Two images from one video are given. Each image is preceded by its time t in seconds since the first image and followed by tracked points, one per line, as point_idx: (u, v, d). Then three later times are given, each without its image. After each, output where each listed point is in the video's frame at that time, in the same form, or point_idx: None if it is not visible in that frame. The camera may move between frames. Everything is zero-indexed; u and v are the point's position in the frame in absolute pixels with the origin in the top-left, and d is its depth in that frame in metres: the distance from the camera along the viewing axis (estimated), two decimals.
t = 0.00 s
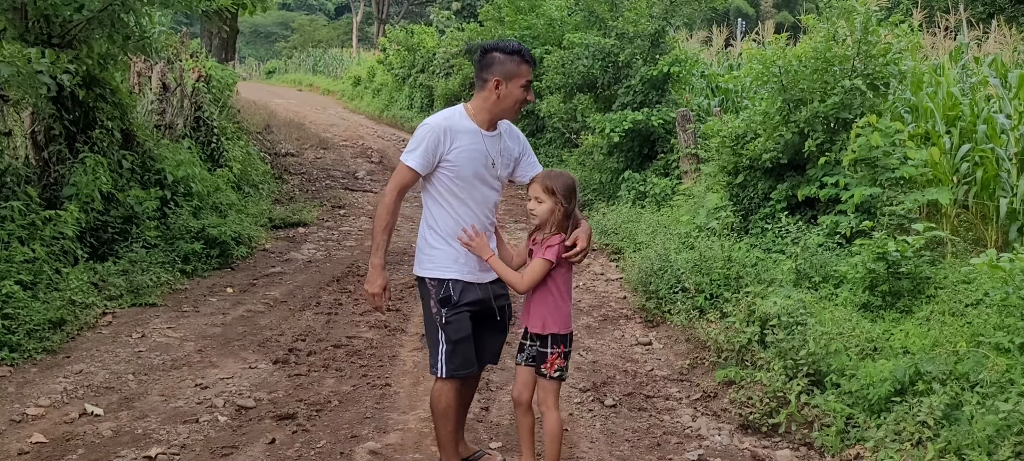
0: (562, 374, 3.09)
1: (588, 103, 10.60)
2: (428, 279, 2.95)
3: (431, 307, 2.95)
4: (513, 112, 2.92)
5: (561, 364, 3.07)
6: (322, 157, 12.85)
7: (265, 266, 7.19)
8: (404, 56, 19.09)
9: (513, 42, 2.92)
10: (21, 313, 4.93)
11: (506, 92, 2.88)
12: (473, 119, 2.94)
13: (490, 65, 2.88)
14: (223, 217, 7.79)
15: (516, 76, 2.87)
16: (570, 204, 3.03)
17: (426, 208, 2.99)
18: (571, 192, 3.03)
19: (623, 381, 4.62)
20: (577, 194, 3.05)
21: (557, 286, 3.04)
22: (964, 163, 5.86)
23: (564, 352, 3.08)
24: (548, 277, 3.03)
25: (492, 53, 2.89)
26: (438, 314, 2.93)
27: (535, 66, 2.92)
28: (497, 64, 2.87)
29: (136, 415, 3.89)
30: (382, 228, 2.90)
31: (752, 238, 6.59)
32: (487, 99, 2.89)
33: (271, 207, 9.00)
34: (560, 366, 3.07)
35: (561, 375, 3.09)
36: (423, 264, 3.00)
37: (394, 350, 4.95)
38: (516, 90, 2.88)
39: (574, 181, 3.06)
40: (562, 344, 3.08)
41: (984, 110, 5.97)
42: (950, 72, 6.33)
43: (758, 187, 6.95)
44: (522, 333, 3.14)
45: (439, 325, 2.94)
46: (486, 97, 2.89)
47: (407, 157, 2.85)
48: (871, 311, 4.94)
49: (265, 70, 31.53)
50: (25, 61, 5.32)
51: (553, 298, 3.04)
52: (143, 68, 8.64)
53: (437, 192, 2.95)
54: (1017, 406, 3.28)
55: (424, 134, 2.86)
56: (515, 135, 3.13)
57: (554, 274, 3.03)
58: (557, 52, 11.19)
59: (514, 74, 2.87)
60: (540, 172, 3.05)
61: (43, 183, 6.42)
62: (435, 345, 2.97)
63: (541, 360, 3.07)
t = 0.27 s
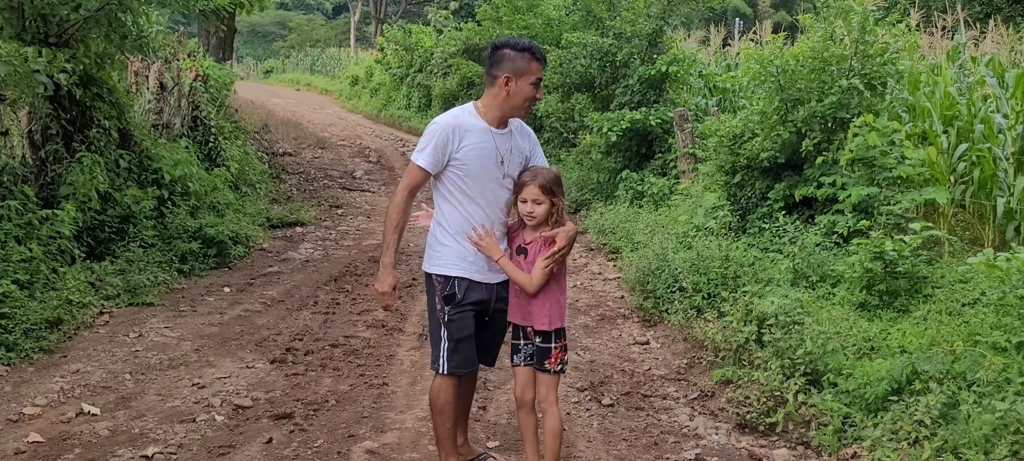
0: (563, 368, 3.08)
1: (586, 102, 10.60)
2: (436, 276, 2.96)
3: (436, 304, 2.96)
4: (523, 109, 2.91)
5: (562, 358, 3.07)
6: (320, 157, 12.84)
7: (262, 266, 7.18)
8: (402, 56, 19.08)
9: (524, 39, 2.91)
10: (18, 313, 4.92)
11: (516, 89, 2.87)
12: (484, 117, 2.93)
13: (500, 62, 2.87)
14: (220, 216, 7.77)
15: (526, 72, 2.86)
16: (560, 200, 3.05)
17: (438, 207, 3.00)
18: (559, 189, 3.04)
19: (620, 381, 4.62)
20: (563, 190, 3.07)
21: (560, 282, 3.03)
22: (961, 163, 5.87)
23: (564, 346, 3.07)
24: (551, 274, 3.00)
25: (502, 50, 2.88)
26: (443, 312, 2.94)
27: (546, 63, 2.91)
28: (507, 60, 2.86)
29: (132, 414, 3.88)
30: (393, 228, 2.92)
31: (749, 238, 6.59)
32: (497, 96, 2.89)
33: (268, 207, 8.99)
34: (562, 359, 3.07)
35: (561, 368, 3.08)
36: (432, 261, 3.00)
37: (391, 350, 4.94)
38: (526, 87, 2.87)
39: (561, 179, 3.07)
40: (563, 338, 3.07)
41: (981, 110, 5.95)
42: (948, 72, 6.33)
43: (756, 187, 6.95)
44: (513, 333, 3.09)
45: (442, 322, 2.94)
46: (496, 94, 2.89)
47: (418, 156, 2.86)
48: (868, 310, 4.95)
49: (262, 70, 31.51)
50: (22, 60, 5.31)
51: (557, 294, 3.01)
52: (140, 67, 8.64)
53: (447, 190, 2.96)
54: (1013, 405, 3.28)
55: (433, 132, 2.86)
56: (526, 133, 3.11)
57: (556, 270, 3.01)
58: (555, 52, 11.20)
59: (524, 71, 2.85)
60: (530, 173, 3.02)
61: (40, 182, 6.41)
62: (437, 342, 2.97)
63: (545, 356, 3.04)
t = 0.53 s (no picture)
0: (548, 368, 3.05)
1: (584, 103, 10.60)
2: (438, 276, 2.95)
3: (438, 303, 2.95)
4: (526, 110, 2.90)
5: (548, 357, 3.04)
6: (317, 157, 12.83)
7: (260, 266, 7.17)
8: (400, 56, 19.07)
9: (525, 40, 2.91)
10: (15, 313, 4.91)
11: (518, 90, 2.87)
12: (486, 118, 2.93)
13: (503, 63, 2.88)
14: (217, 216, 7.76)
15: (529, 73, 2.86)
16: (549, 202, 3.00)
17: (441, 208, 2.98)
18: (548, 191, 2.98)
19: (618, 381, 4.62)
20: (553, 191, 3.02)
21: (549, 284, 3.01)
22: (958, 163, 5.89)
23: (551, 346, 3.05)
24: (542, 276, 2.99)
25: (505, 51, 2.89)
26: (445, 312, 2.94)
27: (549, 64, 2.91)
28: (510, 61, 2.86)
29: (130, 414, 3.87)
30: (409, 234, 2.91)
31: (747, 238, 6.59)
32: (499, 97, 2.88)
33: (266, 207, 8.98)
34: (547, 359, 3.04)
35: (547, 369, 3.06)
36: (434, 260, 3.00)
37: (389, 350, 4.94)
38: (530, 88, 2.87)
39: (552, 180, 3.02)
40: (550, 338, 3.05)
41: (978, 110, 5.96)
42: (945, 72, 6.37)
43: (753, 187, 6.96)
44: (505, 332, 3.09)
45: (442, 322, 2.94)
46: (499, 94, 2.88)
47: (424, 159, 2.85)
48: (865, 310, 4.95)
49: (260, 70, 31.48)
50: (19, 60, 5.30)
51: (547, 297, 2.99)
52: (138, 67, 8.63)
53: (451, 192, 2.95)
54: (1010, 405, 3.29)
55: (438, 135, 2.85)
56: (527, 134, 3.12)
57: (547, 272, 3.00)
58: (552, 52, 11.20)
59: (527, 71, 2.86)
60: (521, 174, 2.97)
61: (37, 183, 6.40)
62: (438, 342, 2.96)
63: (529, 355, 3.03)
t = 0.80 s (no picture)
0: (540, 367, 3.05)
1: (582, 103, 10.60)
2: (432, 276, 2.94)
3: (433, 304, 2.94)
4: (517, 110, 2.91)
5: (540, 356, 3.04)
6: (315, 157, 12.83)
7: (258, 266, 7.17)
8: (398, 56, 19.07)
9: (515, 40, 2.91)
10: (12, 313, 4.91)
11: (509, 91, 2.86)
12: (478, 118, 2.92)
13: (494, 63, 2.87)
14: (215, 216, 7.76)
15: (520, 74, 2.85)
16: (539, 200, 3.01)
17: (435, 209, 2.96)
18: (539, 189, 2.99)
19: (616, 381, 4.62)
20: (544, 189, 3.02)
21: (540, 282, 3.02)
22: (956, 163, 5.89)
23: (543, 345, 3.04)
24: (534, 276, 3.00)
25: (496, 51, 2.88)
26: (439, 312, 2.92)
27: (539, 64, 2.91)
28: (501, 62, 2.85)
29: (127, 415, 3.87)
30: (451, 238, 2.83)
31: (744, 238, 6.60)
32: (490, 97, 2.88)
33: (263, 207, 8.97)
34: (539, 358, 3.04)
35: (539, 367, 3.06)
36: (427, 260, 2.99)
37: (386, 350, 4.94)
38: (521, 89, 2.87)
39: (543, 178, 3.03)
40: (542, 337, 3.05)
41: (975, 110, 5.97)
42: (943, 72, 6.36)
43: (751, 187, 6.96)
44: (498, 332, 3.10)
45: (437, 322, 2.94)
46: (489, 95, 2.88)
47: (426, 165, 2.80)
48: (863, 310, 4.96)
49: (258, 70, 31.45)
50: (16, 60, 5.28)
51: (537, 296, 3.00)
52: (135, 67, 8.63)
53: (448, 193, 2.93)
54: (1007, 405, 3.30)
55: (436, 136, 2.81)
56: (515, 132, 3.12)
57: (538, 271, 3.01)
58: (550, 52, 11.21)
59: (518, 72, 2.85)
60: (512, 172, 2.98)
61: (35, 183, 6.39)
62: (432, 342, 2.95)
63: (522, 355, 3.03)
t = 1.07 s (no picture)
0: (538, 366, 3.06)
1: (579, 102, 10.61)
2: (428, 276, 2.94)
3: (429, 304, 2.94)
4: (506, 109, 2.91)
5: (538, 355, 3.05)
6: (312, 157, 12.82)
7: (254, 266, 7.16)
8: (394, 56, 19.06)
9: (502, 38, 2.91)
10: (8, 313, 4.90)
11: (498, 89, 2.87)
12: (468, 118, 2.92)
13: (483, 63, 2.87)
14: (212, 216, 7.74)
15: (509, 73, 2.85)
16: (533, 196, 3.03)
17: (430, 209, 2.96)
18: (533, 185, 3.01)
19: (613, 381, 4.62)
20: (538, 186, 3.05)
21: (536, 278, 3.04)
22: (952, 163, 5.90)
23: (541, 344, 3.05)
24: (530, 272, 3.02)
25: (485, 51, 2.88)
26: (436, 312, 2.92)
27: (529, 62, 2.91)
28: (490, 61, 2.85)
29: (124, 415, 3.86)
30: (473, 233, 2.84)
31: (741, 238, 6.61)
32: (480, 97, 2.88)
33: (260, 207, 8.96)
34: (537, 358, 3.05)
35: (537, 367, 3.06)
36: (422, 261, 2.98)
37: (383, 350, 4.93)
38: (510, 87, 2.87)
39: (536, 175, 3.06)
40: (539, 335, 3.06)
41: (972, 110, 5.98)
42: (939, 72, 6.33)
43: (748, 187, 6.97)
44: (493, 333, 3.09)
45: (433, 322, 2.93)
46: (479, 94, 2.88)
47: (425, 168, 2.80)
48: (859, 310, 4.96)
49: (255, 70, 31.41)
50: (13, 60, 5.27)
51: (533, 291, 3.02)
52: (132, 67, 8.63)
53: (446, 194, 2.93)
54: (1003, 404, 3.32)
55: (428, 138, 2.81)
56: (505, 130, 3.12)
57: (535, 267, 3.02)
58: (547, 52, 11.22)
59: (507, 70, 2.85)
60: (505, 169, 3.00)
61: (31, 182, 6.38)
62: (429, 342, 2.96)
63: (520, 355, 3.03)
